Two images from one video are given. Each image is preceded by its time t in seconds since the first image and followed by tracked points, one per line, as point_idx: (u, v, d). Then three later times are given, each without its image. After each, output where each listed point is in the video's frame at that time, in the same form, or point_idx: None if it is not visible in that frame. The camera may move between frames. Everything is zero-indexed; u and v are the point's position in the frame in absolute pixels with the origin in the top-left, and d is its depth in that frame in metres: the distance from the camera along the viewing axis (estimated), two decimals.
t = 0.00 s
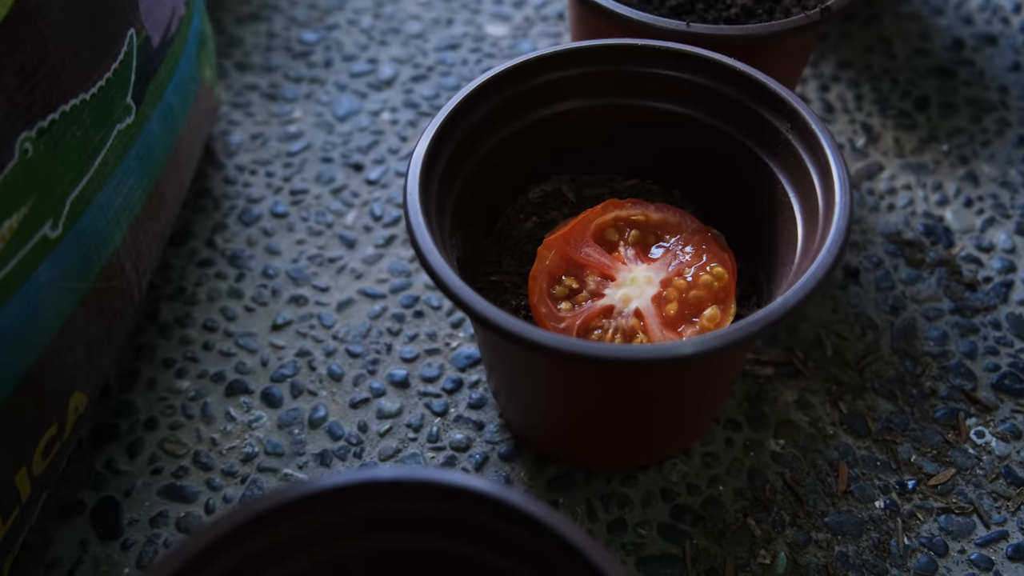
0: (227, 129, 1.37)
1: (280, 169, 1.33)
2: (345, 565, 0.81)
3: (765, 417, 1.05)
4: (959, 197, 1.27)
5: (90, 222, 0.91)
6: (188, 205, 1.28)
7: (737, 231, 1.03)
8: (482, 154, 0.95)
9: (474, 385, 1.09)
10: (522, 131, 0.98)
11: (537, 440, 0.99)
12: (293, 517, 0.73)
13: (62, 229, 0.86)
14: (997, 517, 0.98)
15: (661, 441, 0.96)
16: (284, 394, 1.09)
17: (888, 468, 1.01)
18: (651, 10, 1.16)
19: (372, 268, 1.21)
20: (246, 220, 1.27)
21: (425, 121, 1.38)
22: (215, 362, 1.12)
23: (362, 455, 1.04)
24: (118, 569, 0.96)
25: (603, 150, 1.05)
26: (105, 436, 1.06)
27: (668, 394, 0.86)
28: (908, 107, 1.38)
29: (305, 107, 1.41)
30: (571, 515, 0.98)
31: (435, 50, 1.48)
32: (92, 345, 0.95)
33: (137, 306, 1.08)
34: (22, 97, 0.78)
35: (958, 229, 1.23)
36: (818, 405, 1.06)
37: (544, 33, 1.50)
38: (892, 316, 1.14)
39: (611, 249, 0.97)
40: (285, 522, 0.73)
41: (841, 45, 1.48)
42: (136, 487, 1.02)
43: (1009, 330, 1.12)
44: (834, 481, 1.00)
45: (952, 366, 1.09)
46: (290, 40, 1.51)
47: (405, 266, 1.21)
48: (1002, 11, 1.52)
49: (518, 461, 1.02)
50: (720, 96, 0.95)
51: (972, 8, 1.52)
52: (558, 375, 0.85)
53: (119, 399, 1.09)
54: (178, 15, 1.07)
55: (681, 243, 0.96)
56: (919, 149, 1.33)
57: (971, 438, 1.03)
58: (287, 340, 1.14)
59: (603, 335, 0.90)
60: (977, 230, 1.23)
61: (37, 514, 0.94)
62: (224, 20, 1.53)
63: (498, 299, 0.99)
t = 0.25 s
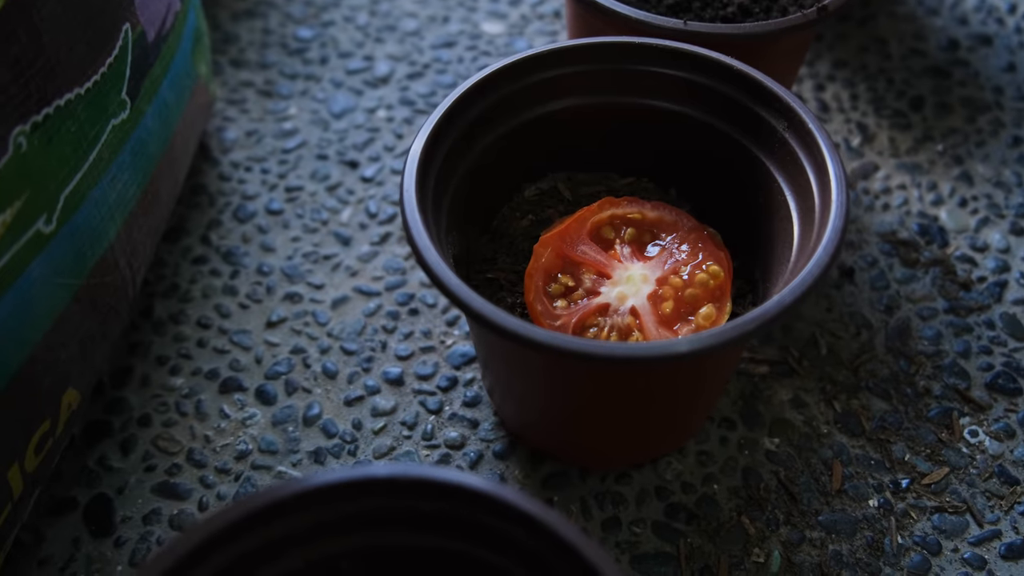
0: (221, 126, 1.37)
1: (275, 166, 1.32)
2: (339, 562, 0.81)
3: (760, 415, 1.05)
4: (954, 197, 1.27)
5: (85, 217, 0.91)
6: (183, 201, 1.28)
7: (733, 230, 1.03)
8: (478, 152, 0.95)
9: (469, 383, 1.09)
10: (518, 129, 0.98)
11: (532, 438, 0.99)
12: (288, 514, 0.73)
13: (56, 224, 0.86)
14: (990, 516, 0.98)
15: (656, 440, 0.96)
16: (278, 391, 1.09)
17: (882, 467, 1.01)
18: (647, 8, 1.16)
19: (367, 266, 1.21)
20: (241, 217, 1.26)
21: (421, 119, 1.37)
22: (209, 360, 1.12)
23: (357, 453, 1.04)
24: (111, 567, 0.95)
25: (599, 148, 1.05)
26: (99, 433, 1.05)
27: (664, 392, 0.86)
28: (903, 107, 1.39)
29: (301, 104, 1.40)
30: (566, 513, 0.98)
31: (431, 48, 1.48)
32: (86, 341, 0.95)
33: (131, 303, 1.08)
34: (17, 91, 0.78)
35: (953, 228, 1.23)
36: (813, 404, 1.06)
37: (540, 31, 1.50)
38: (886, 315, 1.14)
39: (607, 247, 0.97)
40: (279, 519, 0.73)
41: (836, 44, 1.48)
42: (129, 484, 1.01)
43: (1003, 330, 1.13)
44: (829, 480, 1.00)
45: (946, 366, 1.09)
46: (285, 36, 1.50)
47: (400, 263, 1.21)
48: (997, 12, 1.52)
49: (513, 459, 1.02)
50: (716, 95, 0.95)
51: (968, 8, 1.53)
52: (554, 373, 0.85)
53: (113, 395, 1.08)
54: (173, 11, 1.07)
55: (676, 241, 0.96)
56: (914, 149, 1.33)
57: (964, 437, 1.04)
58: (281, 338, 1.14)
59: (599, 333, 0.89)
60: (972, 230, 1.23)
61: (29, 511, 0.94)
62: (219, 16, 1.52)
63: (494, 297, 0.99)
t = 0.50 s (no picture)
0: (214, 128, 1.37)
1: (268, 169, 1.32)
2: (331, 564, 0.81)
3: (751, 417, 1.06)
4: (944, 198, 1.28)
5: (76, 222, 0.91)
6: (175, 204, 1.28)
7: (723, 233, 1.03)
8: (469, 155, 0.95)
9: (461, 385, 1.09)
10: (509, 132, 0.99)
11: (523, 440, 1.00)
12: (280, 517, 0.74)
13: (47, 228, 0.86)
14: (979, 517, 0.98)
15: (646, 442, 0.96)
16: (271, 394, 1.09)
17: (872, 467, 1.02)
18: (638, 11, 1.17)
19: (360, 268, 1.21)
20: (233, 220, 1.26)
21: (413, 122, 1.38)
22: (202, 362, 1.12)
23: (349, 455, 1.04)
24: (104, 569, 0.95)
25: (590, 151, 1.06)
26: (91, 436, 1.06)
27: (653, 394, 0.87)
28: (894, 109, 1.39)
29: (293, 107, 1.41)
30: (557, 515, 0.98)
31: (423, 51, 1.48)
32: (78, 345, 0.95)
33: (124, 306, 1.08)
34: (7, 96, 0.78)
35: (942, 230, 1.24)
36: (803, 406, 1.07)
37: (532, 33, 1.50)
38: (876, 316, 1.15)
39: (597, 250, 0.97)
40: (271, 522, 0.74)
41: (827, 46, 1.49)
42: (122, 487, 1.02)
43: (992, 331, 1.13)
44: (819, 481, 1.01)
45: (935, 367, 1.10)
46: (278, 39, 1.51)
47: (393, 266, 1.22)
48: (987, 14, 1.53)
49: (505, 461, 1.03)
50: (706, 98, 0.96)
51: (958, 10, 1.53)
52: (544, 376, 0.85)
53: (105, 398, 1.09)
54: (165, 15, 1.07)
55: (666, 244, 0.97)
56: (904, 151, 1.34)
57: (954, 438, 1.04)
58: (274, 340, 1.14)
59: (589, 335, 0.90)
60: (961, 232, 1.24)
61: (22, 514, 0.94)
62: (212, 19, 1.53)
63: (484, 300, 1.00)
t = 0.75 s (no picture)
0: (214, 133, 1.38)
1: (268, 173, 1.33)
2: (333, 567, 0.82)
3: (749, 419, 1.06)
4: (941, 201, 1.28)
5: (78, 226, 0.91)
6: (176, 208, 1.28)
7: (721, 236, 1.04)
8: (469, 159, 0.96)
9: (461, 388, 1.10)
10: (508, 136, 0.99)
11: (523, 443, 1.00)
12: (282, 519, 0.74)
13: (49, 233, 0.86)
14: (977, 518, 0.99)
15: (645, 444, 0.97)
16: (272, 397, 1.10)
17: (870, 469, 1.02)
18: (636, 16, 1.17)
19: (359, 272, 1.22)
20: (234, 224, 1.27)
21: (413, 126, 1.38)
22: (203, 366, 1.12)
23: (350, 458, 1.04)
24: (106, 572, 0.96)
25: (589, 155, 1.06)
26: (93, 439, 1.06)
27: (652, 397, 0.87)
28: (891, 112, 1.40)
29: (293, 111, 1.41)
30: (557, 517, 0.99)
31: (423, 54, 1.49)
32: (79, 349, 0.95)
33: (125, 310, 1.08)
34: (9, 101, 0.79)
35: (940, 233, 1.25)
36: (802, 408, 1.07)
37: (531, 37, 1.51)
38: (874, 319, 1.15)
39: (596, 253, 0.98)
40: (273, 524, 0.74)
41: (825, 50, 1.49)
42: (124, 490, 1.02)
43: (989, 333, 1.14)
44: (817, 483, 1.01)
45: (933, 369, 1.11)
46: (277, 44, 1.51)
47: (393, 270, 1.22)
48: (984, 18, 1.54)
49: (505, 463, 1.03)
50: (704, 103, 0.96)
51: (954, 14, 1.54)
52: (543, 379, 0.86)
53: (107, 402, 1.09)
54: (165, 20, 1.07)
55: (665, 247, 0.97)
56: (901, 154, 1.34)
57: (951, 440, 1.05)
58: (274, 344, 1.15)
59: (588, 338, 0.90)
60: (958, 235, 1.24)
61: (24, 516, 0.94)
62: (212, 24, 1.53)
63: (484, 303, 1.00)
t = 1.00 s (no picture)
0: (215, 137, 1.38)
1: (268, 177, 1.33)
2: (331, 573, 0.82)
3: (749, 425, 1.06)
4: (942, 207, 1.28)
5: (78, 231, 0.91)
6: (176, 213, 1.28)
7: (721, 241, 1.04)
8: (469, 164, 0.96)
9: (461, 394, 1.10)
10: (508, 142, 0.99)
11: (523, 449, 1.00)
12: (281, 525, 0.74)
13: (49, 239, 0.86)
14: (977, 525, 0.99)
15: (645, 450, 0.96)
16: (271, 402, 1.10)
17: (870, 476, 1.02)
18: (636, 22, 1.17)
19: (359, 277, 1.22)
20: (234, 229, 1.27)
21: (413, 131, 1.38)
22: (203, 371, 1.12)
23: (349, 464, 1.04)
24: None
25: (589, 160, 1.06)
26: (92, 444, 1.06)
27: (652, 403, 0.87)
28: (892, 117, 1.40)
29: (294, 116, 1.41)
30: (556, 523, 0.99)
31: (423, 59, 1.49)
32: (79, 354, 0.95)
33: (125, 315, 1.08)
34: (10, 107, 0.79)
35: (940, 238, 1.25)
36: (802, 414, 1.07)
37: (531, 42, 1.51)
38: (874, 324, 1.15)
39: (595, 259, 0.98)
40: (272, 530, 0.74)
41: (825, 55, 1.49)
42: (123, 495, 1.02)
43: (989, 339, 1.14)
44: (817, 489, 1.01)
45: (933, 375, 1.10)
46: (278, 48, 1.51)
47: (393, 275, 1.22)
48: (985, 23, 1.54)
49: (504, 469, 1.03)
50: (704, 108, 0.96)
51: (955, 19, 1.54)
52: (543, 386, 0.86)
53: (106, 407, 1.09)
54: (166, 25, 1.08)
55: (665, 253, 0.97)
56: (902, 159, 1.34)
57: (951, 446, 1.05)
58: (274, 349, 1.15)
59: (587, 345, 0.90)
60: (959, 240, 1.24)
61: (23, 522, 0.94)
62: (213, 28, 1.53)
63: (484, 309, 1.00)
